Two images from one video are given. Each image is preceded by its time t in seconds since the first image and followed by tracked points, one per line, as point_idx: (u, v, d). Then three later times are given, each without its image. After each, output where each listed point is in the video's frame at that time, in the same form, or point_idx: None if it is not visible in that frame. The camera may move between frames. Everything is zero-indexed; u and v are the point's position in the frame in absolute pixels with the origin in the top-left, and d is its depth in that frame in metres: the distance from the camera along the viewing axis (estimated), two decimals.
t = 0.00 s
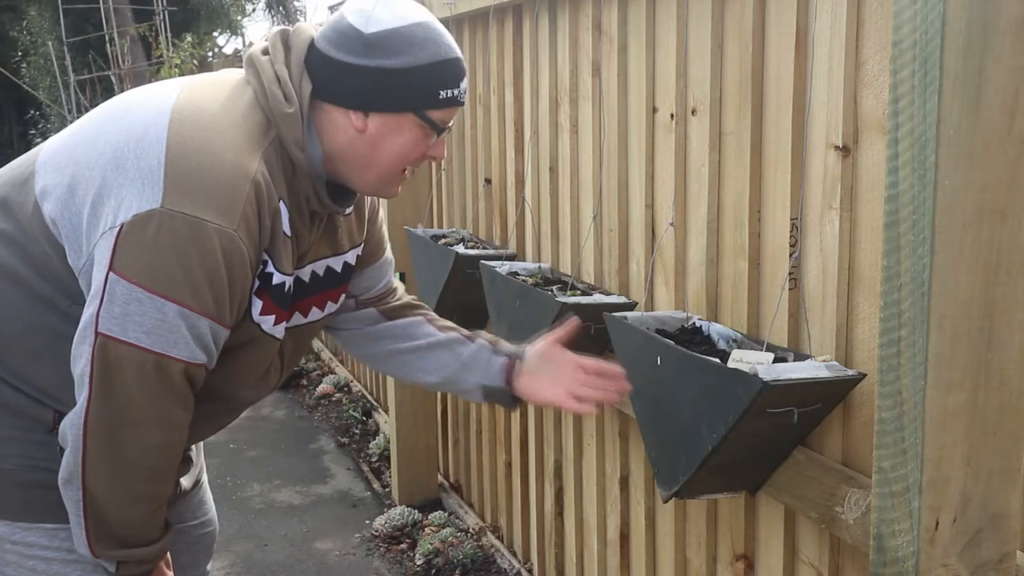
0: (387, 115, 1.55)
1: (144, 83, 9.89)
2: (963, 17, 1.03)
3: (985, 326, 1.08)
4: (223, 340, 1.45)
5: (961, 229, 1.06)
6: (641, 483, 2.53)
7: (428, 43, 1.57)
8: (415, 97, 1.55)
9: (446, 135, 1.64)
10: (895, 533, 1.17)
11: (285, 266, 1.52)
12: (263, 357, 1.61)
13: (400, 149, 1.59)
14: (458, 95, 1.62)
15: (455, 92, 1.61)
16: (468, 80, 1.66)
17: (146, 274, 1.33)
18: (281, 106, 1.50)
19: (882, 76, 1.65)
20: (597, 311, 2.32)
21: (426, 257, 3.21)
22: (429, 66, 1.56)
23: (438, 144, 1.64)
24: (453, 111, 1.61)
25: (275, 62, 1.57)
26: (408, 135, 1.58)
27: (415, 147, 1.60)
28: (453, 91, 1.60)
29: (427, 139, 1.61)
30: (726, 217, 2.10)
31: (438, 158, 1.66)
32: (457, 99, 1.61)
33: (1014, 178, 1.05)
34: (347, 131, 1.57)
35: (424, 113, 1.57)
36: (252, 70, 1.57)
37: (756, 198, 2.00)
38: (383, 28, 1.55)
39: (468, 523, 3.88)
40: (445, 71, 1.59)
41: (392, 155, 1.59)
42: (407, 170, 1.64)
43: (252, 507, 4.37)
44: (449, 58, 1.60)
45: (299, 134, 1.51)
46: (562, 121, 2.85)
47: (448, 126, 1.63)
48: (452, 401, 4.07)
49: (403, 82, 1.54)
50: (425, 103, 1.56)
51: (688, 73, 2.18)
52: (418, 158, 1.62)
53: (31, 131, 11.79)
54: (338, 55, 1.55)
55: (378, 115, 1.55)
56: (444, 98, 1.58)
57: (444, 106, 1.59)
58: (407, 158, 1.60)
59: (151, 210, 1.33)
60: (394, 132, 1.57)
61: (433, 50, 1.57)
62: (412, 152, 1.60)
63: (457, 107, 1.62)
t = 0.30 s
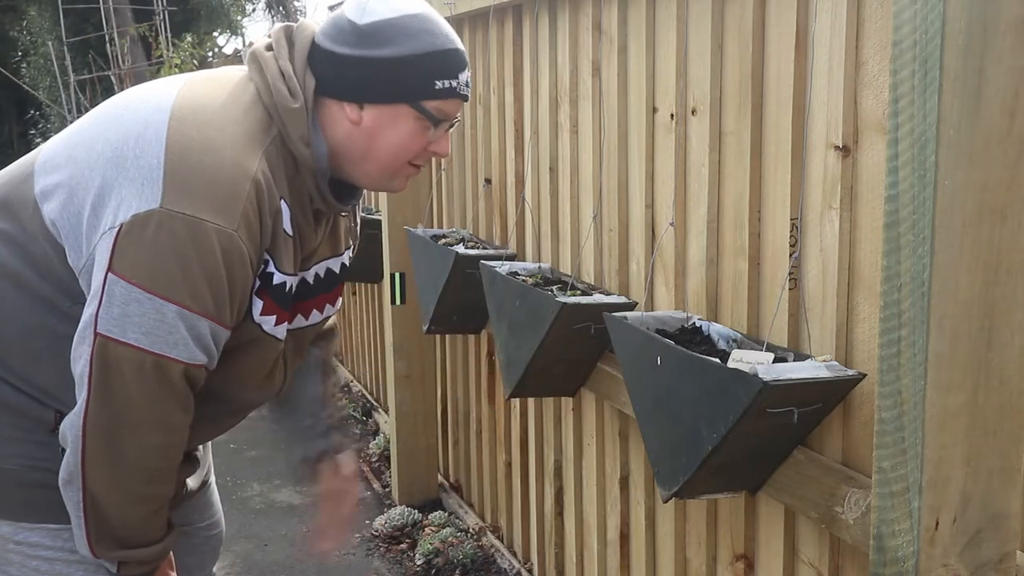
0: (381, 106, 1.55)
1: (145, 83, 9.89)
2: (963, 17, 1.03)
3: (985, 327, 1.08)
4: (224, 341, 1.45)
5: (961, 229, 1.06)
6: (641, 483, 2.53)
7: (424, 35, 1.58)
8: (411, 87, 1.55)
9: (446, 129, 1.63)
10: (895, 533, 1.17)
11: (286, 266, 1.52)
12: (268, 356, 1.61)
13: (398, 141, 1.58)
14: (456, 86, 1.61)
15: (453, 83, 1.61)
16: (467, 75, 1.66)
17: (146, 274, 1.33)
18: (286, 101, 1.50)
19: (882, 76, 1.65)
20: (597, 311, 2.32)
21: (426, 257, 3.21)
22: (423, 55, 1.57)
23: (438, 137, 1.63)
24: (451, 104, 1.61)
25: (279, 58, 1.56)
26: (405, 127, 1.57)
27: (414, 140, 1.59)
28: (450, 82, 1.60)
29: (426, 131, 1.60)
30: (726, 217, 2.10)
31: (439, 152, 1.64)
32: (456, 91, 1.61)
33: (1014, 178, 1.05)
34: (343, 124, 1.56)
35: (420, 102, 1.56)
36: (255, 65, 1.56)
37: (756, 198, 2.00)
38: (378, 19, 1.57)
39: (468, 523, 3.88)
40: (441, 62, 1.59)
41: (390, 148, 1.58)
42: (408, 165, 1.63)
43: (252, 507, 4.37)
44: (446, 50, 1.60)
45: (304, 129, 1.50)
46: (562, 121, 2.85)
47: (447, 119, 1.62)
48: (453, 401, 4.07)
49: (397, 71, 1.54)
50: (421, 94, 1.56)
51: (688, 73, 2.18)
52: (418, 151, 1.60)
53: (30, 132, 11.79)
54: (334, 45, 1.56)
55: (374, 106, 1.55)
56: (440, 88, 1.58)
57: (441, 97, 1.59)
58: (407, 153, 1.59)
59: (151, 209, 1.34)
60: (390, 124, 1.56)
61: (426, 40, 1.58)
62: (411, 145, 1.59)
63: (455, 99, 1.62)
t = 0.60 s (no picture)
0: (363, 95, 1.53)
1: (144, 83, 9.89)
2: (963, 18, 1.03)
3: (985, 327, 1.08)
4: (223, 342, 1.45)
5: (961, 230, 1.06)
6: (641, 483, 2.53)
7: (413, 27, 1.57)
8: (393, 77, 1.53)
9: (434, 124, 1.60)
10: (895, 533, 1.17)
11: (286, 266, 1.52)
12: (269, 352, 1.61)
13: (381, 132, 1.55)
14: (444, 79, 1.59)
15: (440, 75, 1.58)
16: (460, 72, 1.63)
17: (146, 275, 1.33)
18: (287, 98, 1.50)
19: (882, 77, 1.65)
20: (597, 311, 2.32)
21: (426, 257, 3.20)
22: (408, 45, 1.55)
23: (426, 132, 1.59)
24: (439, 95, 1.58)
25: (278, 54, 1.56)
26: (387, 117, 1.55)
27: (397, 132, 1.56)
28: (437, 74, 1.57)
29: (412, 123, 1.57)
30: (726, 217, 2.10)
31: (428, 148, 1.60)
32: (443, 84, 1.58)
33: (1013, 178, 1.05)
34: (327, 115, 1.55)
35: (401, 92, 1.54)
36: (255, 63, 1.57)
37: (756, 198, 2.00)
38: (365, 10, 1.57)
39: (468, 523, 3.88)
40: (427, 53, 1.56)
41: (372, 139, 1.56)
42: (395, 159, 1.60)
43: (252, 507, 4.37)
44: (435, 42, 1.58)
45: (305, 126, 1.50)
46: (562, 121, 2.85)
47: (435, 112, 1.59)
48: (452, 401, 4.07)
49: (380, 60, 1.53)
50: (404, 85, 1.54)
51: (688, 73, 2.18)
52: (402, 144, 1.57)
53: (30, 131, 11.78)
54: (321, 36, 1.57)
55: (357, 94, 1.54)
56: (424, 80, 1.56)
57: (424, 88, 1.56)
58: (390, 145, 1.56)
59: (151, 210, 1.33)
60: (372, 114, 1.55)
61: (413, 30, 1.56)
62: (394, 137, 1.56)
63: (442, 93, 1.59)
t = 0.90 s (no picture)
0: (330, 52, 1.55)
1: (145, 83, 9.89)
2: (963, 17, 1.03)
3: (985, 327, 1.08)
4: (205, 328, 1.45)
5: (961, 229, 1.06)
6: (641, 483, 2.53)
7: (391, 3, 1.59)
8: (353, 34, 1.54)
9: (389, 89, 1.53)
10: (895, 533, 1.17)
11: (273, 256, 1.51)
12: (261, 347, 1.60)
13: (328, 83, 1.51)
14: (405, 43, 1.54)
15: (401, 38, 1.54)
16: (433, 50, 1.56)
17: (124, 252, 1.33)
18: (271, 89, 1.50)
19: (882, 77, 1.65)
20: (597, 311, 2.32)
21: (426, 257, 3.21)
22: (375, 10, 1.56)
23: (377, 94, 1.52)
24: (395, 56, 1.53)
25: (276, 49, 1.57)
26: (340, 68, 1.52)
27: (343, 84, 1.51)
28: (398, 35, 1.54)
29: (361, 79, 1.52)
30: (727, 218, 2.10)
31: (377, 109, 1.52)
32: (403, 49, 1.53)
33: (1013, 179, 1.05)
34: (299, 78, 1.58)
35: (361, 45, 1.53)
36: (251, 57, 1.57)
37: (756, 198, 2.00)
38: None
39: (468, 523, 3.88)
40: (396, 18, 1.55)
41: (319, 88, 1.51)
42: (342, 119, 1.52)
43: (252, 506, 4.37)
44: (406, 14, 1.56)
45: (284, 117, 1.49)
46: (562, 121, 2.85)
47: (390, 75, 1.53)
48: (452, 401, 4.07)
49: (348, 23, 1.56)
50: (361, 40, 1.53)
51: (688, 72, 2.18)
52: (347, 98, 1.51)
53: (31, 131, 11.78)
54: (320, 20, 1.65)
55: (324, 56, 1.56)
56: (383, 35, 1.53)
57: (382, 44, 1.53)
58: (335, 96, 1.51)
59: (132, 188, 1.33)
60: (327, 67, 1.53)
61: (396, 5, 1.58)
62: (340, 89, 1.51)
63: (404, 57, 1.54)
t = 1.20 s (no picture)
0: (338, 62, 1.56)
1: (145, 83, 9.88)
2: (963, 17, 1.03)
3: (985, 326, 1.08)
4: (228, 321, 1.41)
5: (961, 229, 1.06)
6: (641, 483, 2.53)
7: (399, 17, 1.62)
8: (363, 46, 1.56)
9: (397, 102, 1.55)
10: (895, 533, 1.17)
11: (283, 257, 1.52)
12: (268, 350, 1.64)
13: (336, 93, 1.52)
14: (414, 58, 1.57)
15: (410, 53, 1.57)
16: (441, 66, 1.60)
17: (141, 256, 1.30)
18: (278, 96, 1.49)
19: (882, 76, 1.65)
20: (597, 311, 2.32)
21: (426, 256, 3.21)
22: (384, 24, 1.59)
23: (384, 107, 1.54)
24: (403, 71, 1.56)
25: (284, 55, 1.57)
26: (349, 78, 1.53)
27: (351, 95, 1.52)
28: (407, 50, 1.57)
29: (368, 90, 1.53)
30: (726, 218, 2.10)
31: (384, 121, 1.53)
32: (412, 64, 1.57)
33: (1013, 178, 1.05)
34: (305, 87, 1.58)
35: (368, 58, 1.55)
36: (259, 60, 1.56)
37: (756, 198, 2.00)
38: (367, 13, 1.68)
39: (468, 523, 3.88)
40: (405, 33, 1.59)
41: (327, 97, 1.52)
42: (348, 129, 1.53)
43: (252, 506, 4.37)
44: (415, 30, 1.60)
45: (290, 125, 1.49)
46: (562, 121, 2.85)
47: (397, 88, 1.55)
48: (452, 401, 4.07)
49: (356, 36, 1.58)
50: (371, 52, 1.56)
51: (688, 72, 2.18)
52: (355, 108, 1.52)
53: (30, 131, 11.78)
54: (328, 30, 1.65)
55: (332, 66, 1.57)
56: (391, 49, 1.56)
57: (389, 58, 1.55)
58: (343, 106, 1.51)
59: (145, 190, 1.31)
60: (335, 78, 1.54)
61: (403, 19, 1.61)
62: (348, 99, 1.52)
63: (411, 71, 1.57)
